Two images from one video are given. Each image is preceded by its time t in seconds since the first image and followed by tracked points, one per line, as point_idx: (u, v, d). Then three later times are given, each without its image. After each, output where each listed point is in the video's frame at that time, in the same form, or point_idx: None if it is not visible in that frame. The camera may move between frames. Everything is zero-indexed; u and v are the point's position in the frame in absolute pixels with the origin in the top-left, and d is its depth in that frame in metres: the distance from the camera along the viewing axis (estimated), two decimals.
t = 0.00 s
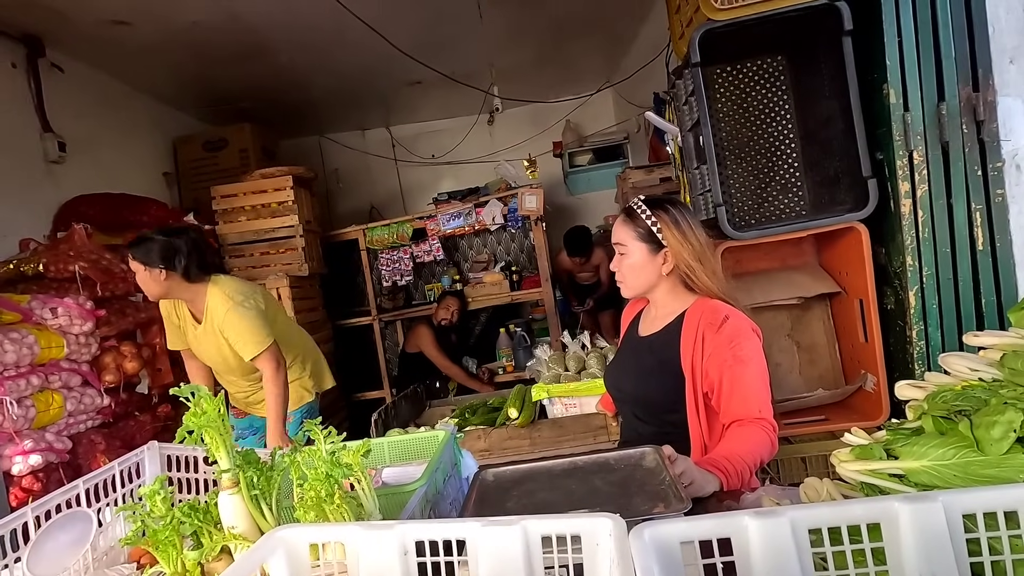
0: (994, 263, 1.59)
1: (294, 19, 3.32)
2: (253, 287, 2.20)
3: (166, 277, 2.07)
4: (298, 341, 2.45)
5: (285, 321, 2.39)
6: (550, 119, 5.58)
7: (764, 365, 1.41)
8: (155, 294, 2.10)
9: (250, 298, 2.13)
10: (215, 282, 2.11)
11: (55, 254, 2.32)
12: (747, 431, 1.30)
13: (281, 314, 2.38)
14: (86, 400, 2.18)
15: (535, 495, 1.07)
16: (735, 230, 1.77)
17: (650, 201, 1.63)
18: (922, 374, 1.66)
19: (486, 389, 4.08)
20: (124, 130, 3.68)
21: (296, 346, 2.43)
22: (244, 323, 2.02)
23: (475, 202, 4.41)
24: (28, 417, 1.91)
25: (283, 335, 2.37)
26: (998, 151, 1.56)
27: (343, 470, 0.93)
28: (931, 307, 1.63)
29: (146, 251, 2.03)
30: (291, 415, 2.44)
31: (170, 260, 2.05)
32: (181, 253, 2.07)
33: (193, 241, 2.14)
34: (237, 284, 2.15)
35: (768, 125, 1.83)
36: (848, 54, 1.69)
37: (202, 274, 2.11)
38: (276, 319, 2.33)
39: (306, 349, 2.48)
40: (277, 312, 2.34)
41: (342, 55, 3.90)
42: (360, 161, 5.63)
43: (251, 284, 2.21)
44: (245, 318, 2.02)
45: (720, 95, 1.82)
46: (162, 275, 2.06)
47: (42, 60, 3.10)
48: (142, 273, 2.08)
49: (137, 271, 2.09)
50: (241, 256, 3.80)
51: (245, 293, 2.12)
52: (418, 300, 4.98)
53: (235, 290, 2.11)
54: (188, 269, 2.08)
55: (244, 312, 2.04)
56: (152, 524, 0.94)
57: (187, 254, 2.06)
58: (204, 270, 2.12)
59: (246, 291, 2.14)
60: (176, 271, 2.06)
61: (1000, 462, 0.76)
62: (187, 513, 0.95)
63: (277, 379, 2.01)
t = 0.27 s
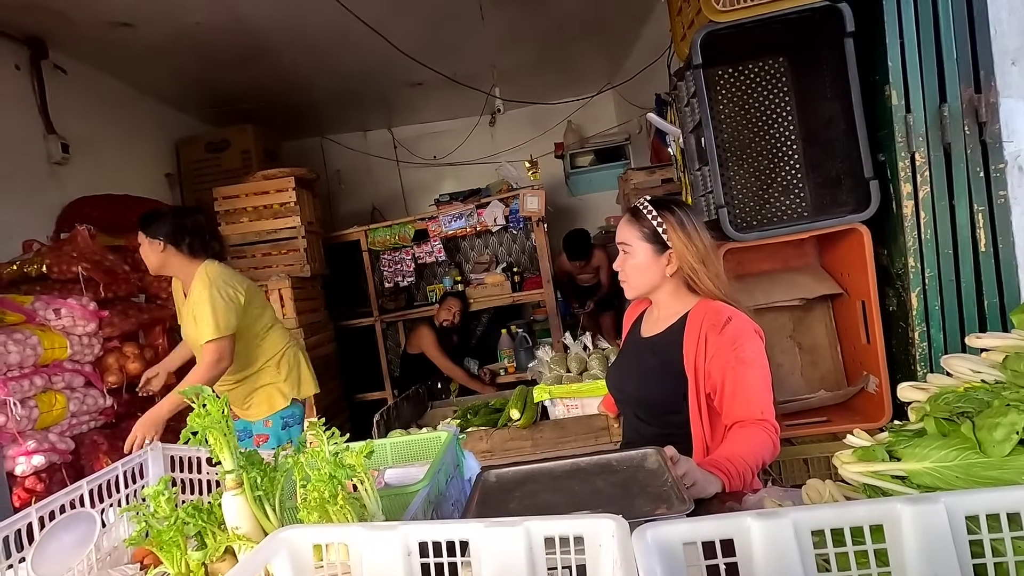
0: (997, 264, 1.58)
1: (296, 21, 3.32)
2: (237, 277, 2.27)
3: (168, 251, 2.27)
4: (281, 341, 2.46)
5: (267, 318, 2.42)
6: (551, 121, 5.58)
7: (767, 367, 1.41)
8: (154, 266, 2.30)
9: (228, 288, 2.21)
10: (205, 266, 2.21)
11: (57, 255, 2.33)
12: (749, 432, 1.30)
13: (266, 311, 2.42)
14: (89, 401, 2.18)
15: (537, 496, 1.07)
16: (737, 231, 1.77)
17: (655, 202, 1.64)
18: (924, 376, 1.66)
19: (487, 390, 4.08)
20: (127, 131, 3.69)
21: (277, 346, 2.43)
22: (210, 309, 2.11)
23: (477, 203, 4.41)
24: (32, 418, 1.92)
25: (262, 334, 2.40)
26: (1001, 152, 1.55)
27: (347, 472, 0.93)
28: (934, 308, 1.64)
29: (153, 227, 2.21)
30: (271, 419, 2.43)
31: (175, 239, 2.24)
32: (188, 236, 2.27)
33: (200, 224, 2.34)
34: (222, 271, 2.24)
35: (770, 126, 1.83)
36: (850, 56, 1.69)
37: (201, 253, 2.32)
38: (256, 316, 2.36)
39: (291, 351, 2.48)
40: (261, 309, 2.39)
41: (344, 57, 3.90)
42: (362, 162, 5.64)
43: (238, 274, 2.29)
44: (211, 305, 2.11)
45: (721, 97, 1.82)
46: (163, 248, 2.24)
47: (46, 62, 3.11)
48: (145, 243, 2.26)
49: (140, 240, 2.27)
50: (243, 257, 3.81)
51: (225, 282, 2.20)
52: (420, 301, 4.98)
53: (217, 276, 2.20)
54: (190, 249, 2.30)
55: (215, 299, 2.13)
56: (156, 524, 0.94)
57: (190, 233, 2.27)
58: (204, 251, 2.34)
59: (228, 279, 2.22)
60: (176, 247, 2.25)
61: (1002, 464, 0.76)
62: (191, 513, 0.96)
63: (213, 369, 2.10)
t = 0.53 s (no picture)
0: (1000, 265, 1.58)
1: (299, 23, 3.33)
2: (224, 274, 2.33)
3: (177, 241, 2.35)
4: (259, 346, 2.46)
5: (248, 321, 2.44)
6: (553, 121, 5.58)
7: (770, 368, 1.41)
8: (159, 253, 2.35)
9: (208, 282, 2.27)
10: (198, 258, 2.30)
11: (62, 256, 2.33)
12: (752, 433, 1.30)
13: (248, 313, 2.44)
14: (92, 402, 2.19)
15: (540, 497, 1.07)
16: (739, 232, 1.77)
17: (660, 202, 1.64)
18: (928, 377, 1.65)
19: (489, 391, 4.08)
20: (131, 132, 3.70)
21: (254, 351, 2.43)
22: (183, 297, 2.19)
23: (479, 204, 4.41)
24: (35, 418, 1.92)
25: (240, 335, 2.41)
26: (1004, 153, 1.54)
27: (350, 472, 0.93)
28: (937, 309, 1.63)
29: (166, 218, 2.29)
30: (247, 422, 2.44)
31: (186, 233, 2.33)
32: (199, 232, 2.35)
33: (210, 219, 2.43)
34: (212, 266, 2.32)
35: (772, 127, 1.83)
36: (853, 57, 1.69)
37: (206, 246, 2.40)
38: (236, 316, 2.39)
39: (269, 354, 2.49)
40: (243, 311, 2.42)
41: (346, 58, 3.90)
42: (363, 163, 5.65)
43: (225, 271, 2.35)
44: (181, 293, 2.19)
45: (724, 97, 1.82)
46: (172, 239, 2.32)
47: (50, 64, 3.12)
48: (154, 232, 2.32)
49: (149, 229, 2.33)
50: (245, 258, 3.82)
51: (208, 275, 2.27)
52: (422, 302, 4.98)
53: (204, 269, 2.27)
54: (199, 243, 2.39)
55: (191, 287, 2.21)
56: (160, 525, 0.96)
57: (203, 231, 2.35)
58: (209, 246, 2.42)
59: (211, 273, 2.28)
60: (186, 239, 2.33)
61: (1007, 465, 0.76)
62: (195, 514, 0.96)
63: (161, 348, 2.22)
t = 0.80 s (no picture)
0: (1006, 265, 1.57)
1: (302, 24, 3.33)
2: (211, 273, 2.53)
3: (178, 241, 2.57)
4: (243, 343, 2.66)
5: (236, 318, 2.64)
6: (556, 122, 5.58)
7: (773, 368, 1.41)
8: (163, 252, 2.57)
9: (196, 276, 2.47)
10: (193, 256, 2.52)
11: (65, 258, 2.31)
12: (756, 434, 1.30)
13: (236, 311, 2.64)
14: (96, 402, 2.19)
15: (542, 498, 1.07)
16: (742, 233, 1.77)
17: (663, 203, 1.64)
18: (933, 377, 1.64)
19: (492, 392, 4.07)
20: (134, 134, 3.70)
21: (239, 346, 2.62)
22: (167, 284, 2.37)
23: (482, 204, 4.41)
24: (40, 419, 1.93)
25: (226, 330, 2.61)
26: (1009, 152, 1.53)
27: (352, 473, 0.93)
28: (942, 309, 1.62)
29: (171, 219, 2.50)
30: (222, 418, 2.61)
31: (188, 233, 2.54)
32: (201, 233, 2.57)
33: (211, 222, 2.63)
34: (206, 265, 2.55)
35: (775, 127, 1.82)
36: (856, 56, 1.69)
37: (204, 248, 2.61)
38: (220, 314, 2.58)
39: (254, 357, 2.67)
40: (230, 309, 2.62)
41: (348, 59, 3.90)
42: (366, 165, 5.65)
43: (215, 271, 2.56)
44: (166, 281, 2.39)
45: (727, 98, 1.81)
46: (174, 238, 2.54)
47: (54, 66, 3.13)
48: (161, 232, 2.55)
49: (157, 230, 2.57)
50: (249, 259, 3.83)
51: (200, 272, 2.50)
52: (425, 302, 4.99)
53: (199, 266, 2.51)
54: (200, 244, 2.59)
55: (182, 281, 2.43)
56: (164, 525, 0.96)
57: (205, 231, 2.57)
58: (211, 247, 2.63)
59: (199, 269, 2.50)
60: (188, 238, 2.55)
61: (1013, 466, 0.75)
62: (198, 515, 0.96)
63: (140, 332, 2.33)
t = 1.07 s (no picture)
0: (1011, 263, 1.57)
1: (305, 25, 3.33)
2: (186, 276, 2.46)
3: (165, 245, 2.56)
4: (226, 343, 2.58)
5: (219, 318, 2.56)
6: (558, 122, 5.58)
7: (777, 367, 1.40)
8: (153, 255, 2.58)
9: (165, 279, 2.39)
10: (170, 259, 2.47)
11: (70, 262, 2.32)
12: (760, 434, 1.29)
13: (218, 310, 2.55)
14: (100, 402, 2.20)
15: (546, 497, 1.06)
16: (746, 231, 1.76)
17: (666, 201, 1.63)
18: (938, 377, 1.63)
19: (495, 392, 4.07)
20: (139, 135, 3.71)
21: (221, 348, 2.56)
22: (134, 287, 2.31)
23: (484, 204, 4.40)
24: (44, 418, 1.94)
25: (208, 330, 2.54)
26: (1014, 149, 1.54)
27: (355, 472, 0.93)
28: (947, 308, 1.62)
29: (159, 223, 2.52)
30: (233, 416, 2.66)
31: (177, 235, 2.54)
32: (190, 235, 2.57)
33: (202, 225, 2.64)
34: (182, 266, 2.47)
35: (779, 125, 1.82)
36: (861, 54, 1.68)
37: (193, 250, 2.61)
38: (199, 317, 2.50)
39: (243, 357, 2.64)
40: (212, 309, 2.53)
41: (351, 60, 3.90)
42: (369, 165, 5.65)
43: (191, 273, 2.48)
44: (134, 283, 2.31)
45: (730, 96, 1.81)
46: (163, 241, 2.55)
47: (58, 67, 3.13)
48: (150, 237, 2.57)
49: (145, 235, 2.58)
50: (252, 260, 3.83)
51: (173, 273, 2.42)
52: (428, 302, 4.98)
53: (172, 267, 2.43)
54: (189, 246, 2.58)
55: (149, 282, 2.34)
56: (167, 524, 0.96)
57: (194, 232, 2.58)
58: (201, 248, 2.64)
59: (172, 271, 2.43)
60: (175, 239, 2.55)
61: (1020, 464, 0.75)
62: (200, 513, 0.96)
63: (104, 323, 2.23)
